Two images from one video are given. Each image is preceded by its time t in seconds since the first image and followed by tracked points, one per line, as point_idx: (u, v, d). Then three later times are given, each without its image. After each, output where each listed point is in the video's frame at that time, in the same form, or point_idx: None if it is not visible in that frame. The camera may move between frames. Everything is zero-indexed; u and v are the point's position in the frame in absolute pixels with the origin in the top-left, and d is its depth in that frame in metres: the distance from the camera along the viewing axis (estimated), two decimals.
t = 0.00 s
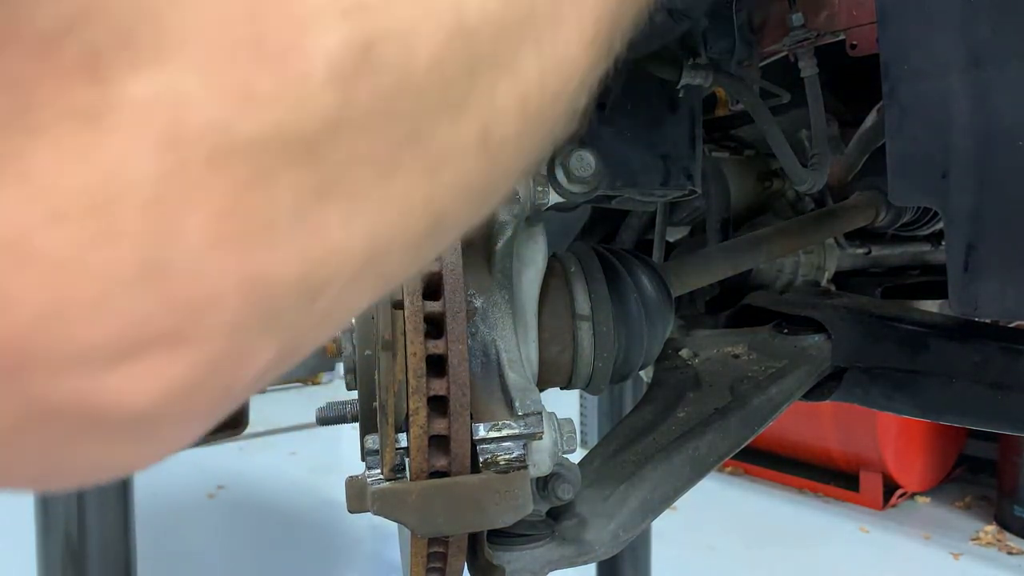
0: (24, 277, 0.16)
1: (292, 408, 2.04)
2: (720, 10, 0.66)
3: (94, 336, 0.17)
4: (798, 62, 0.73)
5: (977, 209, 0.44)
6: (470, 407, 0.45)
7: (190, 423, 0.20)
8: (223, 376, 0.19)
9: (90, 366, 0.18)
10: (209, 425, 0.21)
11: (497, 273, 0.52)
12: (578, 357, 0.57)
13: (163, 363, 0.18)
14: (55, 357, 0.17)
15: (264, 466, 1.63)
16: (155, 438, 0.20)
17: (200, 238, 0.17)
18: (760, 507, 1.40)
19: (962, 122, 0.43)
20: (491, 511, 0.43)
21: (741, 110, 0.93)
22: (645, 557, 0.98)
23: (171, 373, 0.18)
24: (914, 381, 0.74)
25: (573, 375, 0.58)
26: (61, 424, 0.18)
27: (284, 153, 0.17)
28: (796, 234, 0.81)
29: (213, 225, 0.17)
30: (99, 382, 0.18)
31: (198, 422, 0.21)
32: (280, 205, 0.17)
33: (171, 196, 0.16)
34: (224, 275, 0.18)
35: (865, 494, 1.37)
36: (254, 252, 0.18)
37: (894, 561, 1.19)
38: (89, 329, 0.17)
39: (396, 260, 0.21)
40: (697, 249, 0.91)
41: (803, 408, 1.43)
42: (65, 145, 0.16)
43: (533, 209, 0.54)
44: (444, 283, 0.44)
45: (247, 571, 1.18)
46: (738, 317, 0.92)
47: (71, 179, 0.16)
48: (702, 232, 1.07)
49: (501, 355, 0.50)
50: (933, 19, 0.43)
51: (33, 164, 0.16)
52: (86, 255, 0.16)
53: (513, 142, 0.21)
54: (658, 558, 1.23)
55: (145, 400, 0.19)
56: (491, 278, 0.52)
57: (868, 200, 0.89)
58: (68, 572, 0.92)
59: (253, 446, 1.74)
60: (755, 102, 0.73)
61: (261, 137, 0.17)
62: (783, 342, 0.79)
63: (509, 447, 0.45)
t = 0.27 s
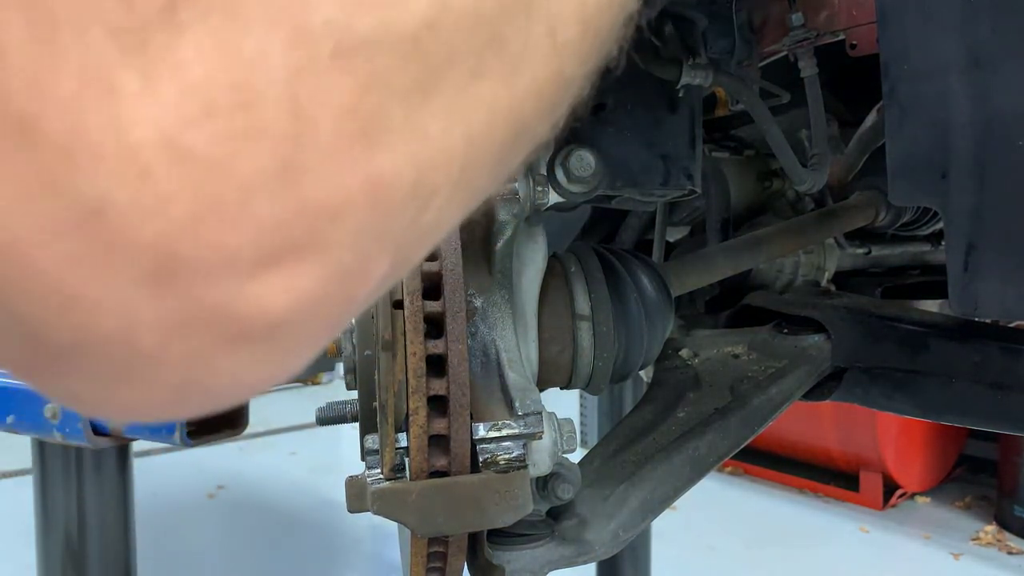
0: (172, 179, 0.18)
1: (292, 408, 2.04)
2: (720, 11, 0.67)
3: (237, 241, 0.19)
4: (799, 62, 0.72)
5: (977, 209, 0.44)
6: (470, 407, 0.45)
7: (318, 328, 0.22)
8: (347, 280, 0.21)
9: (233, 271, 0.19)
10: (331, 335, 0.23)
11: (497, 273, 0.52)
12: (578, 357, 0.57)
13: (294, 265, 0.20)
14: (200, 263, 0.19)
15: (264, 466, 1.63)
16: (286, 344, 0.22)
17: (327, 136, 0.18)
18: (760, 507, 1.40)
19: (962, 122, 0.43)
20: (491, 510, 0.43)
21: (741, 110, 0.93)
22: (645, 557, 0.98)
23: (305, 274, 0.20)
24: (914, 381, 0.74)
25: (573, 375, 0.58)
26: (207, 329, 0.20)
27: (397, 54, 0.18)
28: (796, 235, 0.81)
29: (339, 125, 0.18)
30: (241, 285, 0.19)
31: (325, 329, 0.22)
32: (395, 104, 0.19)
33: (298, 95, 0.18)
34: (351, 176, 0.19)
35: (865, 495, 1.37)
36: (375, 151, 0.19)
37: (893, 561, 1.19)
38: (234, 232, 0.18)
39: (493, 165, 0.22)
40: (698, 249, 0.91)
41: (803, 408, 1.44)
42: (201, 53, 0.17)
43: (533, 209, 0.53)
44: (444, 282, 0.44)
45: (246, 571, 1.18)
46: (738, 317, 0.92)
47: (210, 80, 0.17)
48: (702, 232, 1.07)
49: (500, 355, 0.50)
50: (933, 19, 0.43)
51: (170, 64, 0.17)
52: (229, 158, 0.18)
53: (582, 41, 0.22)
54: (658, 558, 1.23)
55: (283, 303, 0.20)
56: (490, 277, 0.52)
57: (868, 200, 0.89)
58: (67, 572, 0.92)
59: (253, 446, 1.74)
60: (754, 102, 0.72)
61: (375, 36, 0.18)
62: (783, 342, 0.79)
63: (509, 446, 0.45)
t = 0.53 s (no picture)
0: (149, 146, 0.19)
1: (292, 408, 2.04)
2: (719, 12, 0.70)
3: (222, 212, 0.20)
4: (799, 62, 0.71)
5: (977, 209, 0.44)
6: (470, 408, 0.45)
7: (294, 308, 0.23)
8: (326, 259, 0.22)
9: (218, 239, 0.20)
10: (308, 321, 0.25)
11: (497, 272, 0.51)
12: (578, 357, 0.57)
13: (277, 237, 0.21)
14: (184, 235, 0.20)
15: (264, 467, 1.63)
16: (266, 326, 0.23)
17: (311, 103, 0.20)
18: (760, 507, 1.40)
19: (962, 122, 0.43)
20: (491, 511, 0.43)
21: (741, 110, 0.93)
22: (645, 557, 0.98)
23: (288, 246, 0.21)
24: (914, 381, 0.74)
25: (573, 376, 0.58)
26: (192, 306, 0.21)
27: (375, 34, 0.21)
28: (796, 235, 0.81)
29: (325, 92, 0.20)
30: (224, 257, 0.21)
31: (301, 318, 0.24)
32: (374, 76, 0.21)
33: (278, 68, 0.20)
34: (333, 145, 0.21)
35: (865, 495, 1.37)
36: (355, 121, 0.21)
37: (893, 562, 1.19)
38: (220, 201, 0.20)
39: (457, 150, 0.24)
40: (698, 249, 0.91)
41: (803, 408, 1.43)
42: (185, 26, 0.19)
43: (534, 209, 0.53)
44: (444, 282, 0.43)
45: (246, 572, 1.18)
46: (738, 317, 0.92)
47: (182, 47, 0.19)
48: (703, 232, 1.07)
49: (500, 355, 0.50)
50: (933, 19, 0.43)
51: (149, 31, 0.19)
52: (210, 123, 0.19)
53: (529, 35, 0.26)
54: (658, 558, 1.23)
55: (267, 280, 0.22)
56: (491, 277, 0.51)
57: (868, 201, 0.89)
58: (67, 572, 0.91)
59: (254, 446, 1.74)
60: (755, 102, 0.72)
61: (355, 11, 0.20)
62: (783, 342, 0.79)
63: (509, 447, 0.44)
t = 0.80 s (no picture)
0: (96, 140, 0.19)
1: (292, 408, 2.04)
2: (719, 12, 0.72)
3: (175, 216, 0.20)
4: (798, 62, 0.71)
5: (977, 209, 0.44)
6: (470, 407, 0.45)
7: (258, 313, 0.23)
8: (290, 266, 0.22)
9: (180, 246, 0.20)
10: (272, 323, 0.24)
11: (497, 273, 0.51)
12: (578, 357, 0.57)
13: (236, 246, 0.21)
14: (137, 239, 0.20)
15: (265, 467, 1.62)
16: (224, 326, 0.23)
17: (263, 108, 0.19)
18: (760, 507, 1.40)
19: (962, 122, 0.43)
20: (491, 511, 0.43)
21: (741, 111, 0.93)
22: (645, 557, 0.98)
23: (248, 253, 0.21)
24: (914, 381, 0.74)
25: (573, 376, 0.58)
26: (146, 306, 0.21)
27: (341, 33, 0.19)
28: (796, 235, 0.81)
29: (278, 99, 0.19)
30: (179, 262, 0.20)
31: (261, 319, 0.23)
32: (338, 84, 0.20)
33: (235, 74, 0.19)
34: (289, 154, 0.20)
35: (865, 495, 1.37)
36: (314, 125, 0.20)
37: (893, 562, 1.19)
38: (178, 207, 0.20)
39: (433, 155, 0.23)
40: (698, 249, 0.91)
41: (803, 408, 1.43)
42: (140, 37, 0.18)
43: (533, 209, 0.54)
44: (444, 282, 0.43)
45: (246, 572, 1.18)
46: (739, 317, 0.92)
47: (142, 50, 0.18)
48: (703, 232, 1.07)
49: (500, 355, 0.50)
50: (933, 19, 0.43)
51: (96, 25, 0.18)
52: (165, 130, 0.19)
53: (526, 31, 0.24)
54: (658, 558, 1.23)
55: (221, 286, 0.21)
56: (491, 277, 0.51)
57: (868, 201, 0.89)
58: (67, 572, 0.91)
59: (254, 446, 1.74)
60: (755, 102, 0.72)
61: (311, 14, 0.19)
62: (783, 342, 0.79)
63: (509, 447, 0.44)
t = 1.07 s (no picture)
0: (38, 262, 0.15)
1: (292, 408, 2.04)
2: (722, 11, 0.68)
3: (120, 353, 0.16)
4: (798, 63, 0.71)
5: (977, 209, 0.44)
6: (470, 407, 0.45)
7: (238, 437, 0.19)
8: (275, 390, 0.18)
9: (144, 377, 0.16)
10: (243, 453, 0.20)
11: (497, 273, 0.51)
12: (577, 356, 0.57)
13: (219, 373, 0.16)
14: (74, 370, 0.16)
15: (264, 466, 1.63)
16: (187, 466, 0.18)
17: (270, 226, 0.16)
18: (760, 507, 1.40)
19: (963, 122, 0.43)
20: (491, 510, 0.44)
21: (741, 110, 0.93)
22: (645, 557, 0.98)
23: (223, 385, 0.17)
24: (914, 381, 0.74)
25: (573, 375, 0.58)
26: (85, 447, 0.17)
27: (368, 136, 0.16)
28: (796, 235, 0.81)
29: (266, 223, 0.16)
30: (156, 414, 0.17)
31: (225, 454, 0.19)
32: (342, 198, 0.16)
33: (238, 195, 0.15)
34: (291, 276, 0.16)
35: (865, 494, 1.37)
36: (323, 227, 0.16)
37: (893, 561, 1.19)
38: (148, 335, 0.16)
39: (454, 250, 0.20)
40: (698, 249, 0.91)
41: (803, 408, 1.43)
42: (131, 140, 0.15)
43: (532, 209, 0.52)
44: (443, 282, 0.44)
45: (246, 571, 1.18)
46: (738, 317, 0.92)
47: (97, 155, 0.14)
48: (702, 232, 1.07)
49: (500, 354, 0.50)
50: (932, 19, 0.43)
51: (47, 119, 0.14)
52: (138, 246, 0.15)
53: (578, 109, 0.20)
54: (657, 558, 1.23)
55: (170, 433, 0.17)
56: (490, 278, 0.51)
57: (867, 201, 0.89)
58: (67, 572, 0.92)
59: (254, 446, 1.74)
60: (754, 101, 0.73)
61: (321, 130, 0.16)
62: (783, 342, 0.79)
63: (509, 447, 0.44)
